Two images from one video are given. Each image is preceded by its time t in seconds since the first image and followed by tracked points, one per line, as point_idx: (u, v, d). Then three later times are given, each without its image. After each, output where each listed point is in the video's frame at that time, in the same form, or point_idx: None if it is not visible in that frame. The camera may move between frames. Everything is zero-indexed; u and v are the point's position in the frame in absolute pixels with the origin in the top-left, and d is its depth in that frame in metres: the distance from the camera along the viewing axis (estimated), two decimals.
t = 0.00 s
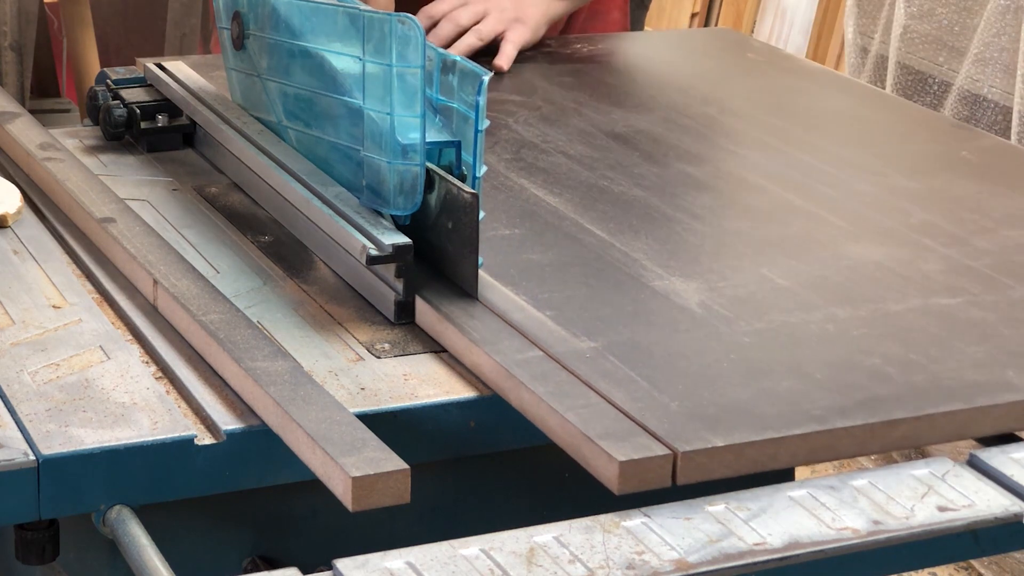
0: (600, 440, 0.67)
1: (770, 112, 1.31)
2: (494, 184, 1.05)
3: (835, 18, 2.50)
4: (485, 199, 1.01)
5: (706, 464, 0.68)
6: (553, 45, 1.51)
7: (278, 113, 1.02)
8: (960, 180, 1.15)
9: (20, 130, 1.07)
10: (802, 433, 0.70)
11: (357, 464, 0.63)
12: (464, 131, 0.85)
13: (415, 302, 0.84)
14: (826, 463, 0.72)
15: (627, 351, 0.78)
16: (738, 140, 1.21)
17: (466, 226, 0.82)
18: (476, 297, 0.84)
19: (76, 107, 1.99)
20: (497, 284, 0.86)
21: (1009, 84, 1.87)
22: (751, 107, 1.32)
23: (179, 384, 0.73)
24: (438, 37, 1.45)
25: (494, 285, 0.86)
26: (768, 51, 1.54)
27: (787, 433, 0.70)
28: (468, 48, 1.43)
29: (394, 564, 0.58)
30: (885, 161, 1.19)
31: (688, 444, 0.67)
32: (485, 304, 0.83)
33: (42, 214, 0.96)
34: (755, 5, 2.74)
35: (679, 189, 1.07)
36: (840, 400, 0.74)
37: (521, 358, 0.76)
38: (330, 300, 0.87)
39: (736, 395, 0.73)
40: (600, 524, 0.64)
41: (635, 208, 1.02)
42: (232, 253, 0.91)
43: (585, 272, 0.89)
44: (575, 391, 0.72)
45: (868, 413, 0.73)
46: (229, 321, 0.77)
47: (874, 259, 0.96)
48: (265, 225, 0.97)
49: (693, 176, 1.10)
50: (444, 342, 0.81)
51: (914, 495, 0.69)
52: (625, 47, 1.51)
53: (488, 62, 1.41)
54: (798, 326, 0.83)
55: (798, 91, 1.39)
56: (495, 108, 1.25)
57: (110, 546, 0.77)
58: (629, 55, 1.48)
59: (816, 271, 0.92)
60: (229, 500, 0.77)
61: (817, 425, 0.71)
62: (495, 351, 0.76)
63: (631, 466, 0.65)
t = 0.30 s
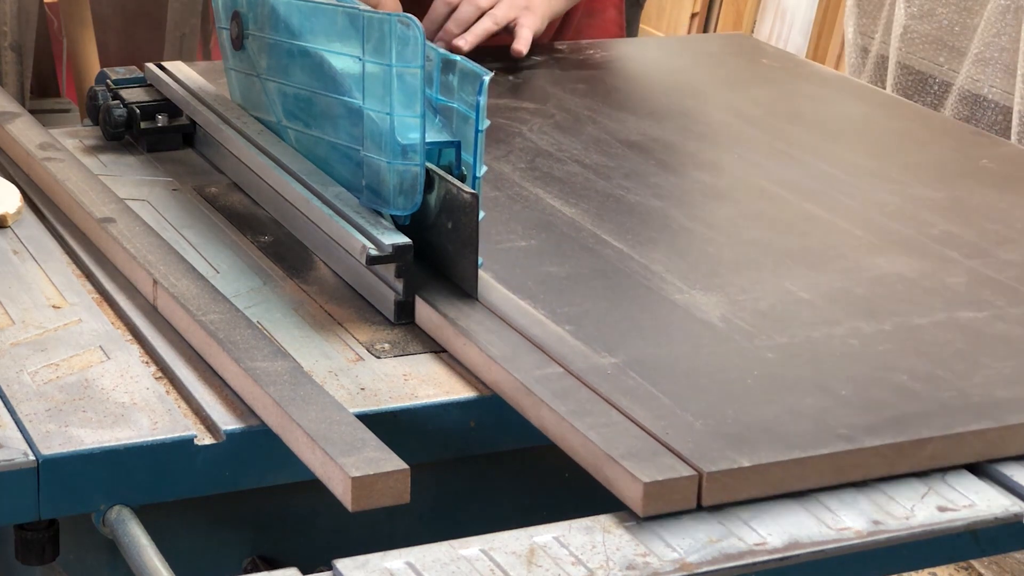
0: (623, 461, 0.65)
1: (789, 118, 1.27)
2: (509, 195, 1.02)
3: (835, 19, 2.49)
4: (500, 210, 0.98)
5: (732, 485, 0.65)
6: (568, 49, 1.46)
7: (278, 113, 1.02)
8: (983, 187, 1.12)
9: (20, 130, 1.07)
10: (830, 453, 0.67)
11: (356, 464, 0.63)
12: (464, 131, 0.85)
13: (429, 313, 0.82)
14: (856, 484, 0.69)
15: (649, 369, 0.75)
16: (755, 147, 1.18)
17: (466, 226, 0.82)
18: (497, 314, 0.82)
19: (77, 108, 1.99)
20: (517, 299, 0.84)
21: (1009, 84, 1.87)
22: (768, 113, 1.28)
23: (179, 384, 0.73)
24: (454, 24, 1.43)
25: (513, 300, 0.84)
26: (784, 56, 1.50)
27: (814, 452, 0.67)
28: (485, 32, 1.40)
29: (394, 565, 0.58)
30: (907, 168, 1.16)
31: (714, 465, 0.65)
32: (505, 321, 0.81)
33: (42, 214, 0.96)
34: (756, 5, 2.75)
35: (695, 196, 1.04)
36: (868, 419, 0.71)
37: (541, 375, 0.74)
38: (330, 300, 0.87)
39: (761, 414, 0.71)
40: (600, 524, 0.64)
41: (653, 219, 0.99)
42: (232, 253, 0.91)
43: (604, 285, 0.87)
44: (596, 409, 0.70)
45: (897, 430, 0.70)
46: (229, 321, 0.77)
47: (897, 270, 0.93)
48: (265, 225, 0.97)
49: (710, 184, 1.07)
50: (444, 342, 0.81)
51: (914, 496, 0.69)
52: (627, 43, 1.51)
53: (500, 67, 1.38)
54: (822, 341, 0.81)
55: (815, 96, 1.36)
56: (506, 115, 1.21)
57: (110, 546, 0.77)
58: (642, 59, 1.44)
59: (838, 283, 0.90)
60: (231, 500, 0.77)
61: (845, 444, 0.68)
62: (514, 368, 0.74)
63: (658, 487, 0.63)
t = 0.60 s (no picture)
0: (644, 479, 0.63)
1: (805, 128, 1.26)
2: (522, 204, 1.00)
3: (835, 18, 2.48)
4: (505, 215, 0.98)
5: (756, 503, 0.64)
6: (577, 55, 1.45)
7: (278, 113, 1.02)
8: (1000, 197, 1.11)
9: (20, 130, 1.07)
10: (855, 470, 0.66)
11: (356, 464, 0.63)
12: (464, 131, 0.85)
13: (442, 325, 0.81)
14: (879, 501, 0.67)
15: (668, 385, 0.74)
16: (769, 156, 1.16)
17: (466, 226, 0.83)
18: (513, 326, 0.80)
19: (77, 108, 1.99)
20: (535, 312, 0.82)
21: (1009, 85, 1.87)
22: (783, 122, 1.27)
23: (179, 384, 0.73)
24: (466, 20, 1.41)
25: (530, 313, 0.82)
26: (791, 63, 1.49)
27: (839, 470, 0.65)
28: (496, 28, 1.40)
29: (394, 565, 0.58)
30: (915, 173, 1.15)
31: (737, 483, 0.63)
32: (522, 333, 0.79)
33: (42, 214, 0.96)
34: (757, 6, 2.75)
35: (708, 205, 1.03)
36: (892, 435, 0.70)
37: (559, 389, 0.72)
38: (330, 300, 0.87)
39: (783, 429, 0.69)
40: (600, 524, 0.64)
41: (665, 227, 0.98)
42: (232, 253, 0.91)
43: (619, 297, 0.85)
44: (615, 424, 0.69)
45: (921, 446, 0.69)
46: (229, 321, 0.77)
47: (917, 282, 0.91)
48: (265, 226, 0.97)
49: (727, 194, 1.06)
50: (444, 342, 0.81)
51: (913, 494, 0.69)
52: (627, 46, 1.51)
53: (510, 73, 1.36)
54: (843, 355, 0.79)
55: (830, 105, 1.34)
56: (518, 121, 1.20)
57: (110, 546, 0.77)
58: (654, 67, 1.41)
59: (858, 295, 0.88)
60: (231, 500, 0.77)
61: (870, 460, 0.67)
62: (531, 382, 0.73)
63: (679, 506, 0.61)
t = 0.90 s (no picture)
0: (662, 493, 0.62)
1: (816, 134, 1.25)
2: (533, 211, 1.00)
3: (834, 18, 2.47)
4: (504, 217, 0.98)
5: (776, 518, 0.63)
6: (585, 58, 1.45)
7: (278, 113, 1.02)
8: (999, 200, 1.11)
9: (20, 130, 1.07)
10: (876, 484, 0.65)
11: (356, 464, 0.63)
12: (464, 131, 0.85)
13: (448, 331, 0.81)
14: (899, 514, 0.67)
15: (684, 396, 0.73)
16: (781, 162, 1.16)
17: (466, 226, 0.83)
18: (525, 335, 0.79)
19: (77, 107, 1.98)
20: (547, 321, 0.81)
21: (1009, 85, 1.87)
22: (794, 127, 1.26)
23: (179, 384, 0.73)
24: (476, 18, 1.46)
25: (542, 322, 0.81)
26: (795, 66, 1.49)
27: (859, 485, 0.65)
28: (505, 27, 1.43)
29: (394, 565, 0.58)
30: (914, 176, 1.15)
31: (756, 498, 0.62)
32: (535, 343, 0.78)
33: (42, 214, 0.96)
34: (758, 5, 2.75)
35: (719, 211, 1.03)
36: (912, 448, 0.69)
37: (574, 402, 0.71)
38: (330, 300, 0.87)
39: (801, 442, 0.69)
40: (600, 524, 0.64)
41: (665, 228, 0.98)
42: (232, 253, 0.91)
43: (629, 304, 0.84)
44: (619, 429, 0.69)
45: (942, 460, 0.68)
46: (228, 321, 0.77)
47: (933, 291, 0.91)
48: (265, 225, 0.97)
49: (740, 202, 1.05)
50: (444, 342, 0.81)
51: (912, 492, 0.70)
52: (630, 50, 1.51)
53: (520, 77, 1.35)
54: (860, 365, 0.78)
55: (842, 111, 1.33)
56: (529, 128, 1.20)
57: (110, 545, 0.77)
58: (658, 71, 1.41)
59: (874, 304, 0.88)
60: (230, 501, 0.77)
61: (891, 475, 0.66)
62: (546, 394, 0.72)
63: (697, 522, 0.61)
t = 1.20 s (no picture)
0: (674, 503, 0.62)
1: (825, 138, 1.24)
2: (541, 216, 0.99)
3: (834, 18, 2.47)
4: (504, 219, 0.98)
5: (789, 530, 0.62)
6: (591, 62, 1.45)
7: (278, 113, 1.02)
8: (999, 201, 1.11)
9: (20, 130, 1.07)
10: (891, 493, 0.64)
11: (355, 464, 0.63)
12: (464, 131, 0.85)
13: (451, 334, 0.80)
14: (915, 524, 0.66)
15: (695, 404, 0.72)
16: (790, 166, 1.15)
17: (466, 226, 0.83)
18: (533, 342, 0.79)
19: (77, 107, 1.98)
20: (555, 327, 0.81)
21: (1009, 85, 1.87)
22: (802, 132, 1.25)
23: (179, 384, 0.73)
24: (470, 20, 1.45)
25: (545, 325, 0.81)
26: (798, 68, 1.49)
27: (874, 494, 0.64)
28: (499, 28, 1.43)
29: (394, 565, 0.58)
30: (914, 177, 1.15)
31: (769, 508, 0.62)
32: (543, 349, 0.78)
33: (42, 214, 0.96)
34: (758, 5, 2.75)
35: (727, 215, 1.02)
36: (927, 456, 0.68)
37: (584, 410, 0.70)
38: (330, 300, 0.87)
39: (816, 450, 0.68)
40: (600, 524, 0.64)
41: (665, 229, 0.98)
42: (232, 253, 0.91)
43: (628, 304, 0.85)
44: (618, 429, 0.69)
45: (959, 469, 0.67)
46: (228, 321, 0.77)
47: (937, 294, 0.91)
48: (265, 226, 0.97)
49: (749, 207, 1.05)
50: (444, 342, 0.81)
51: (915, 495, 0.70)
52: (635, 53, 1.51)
53: (526, 81, 1.35)
54: (873, 372, 0.78)
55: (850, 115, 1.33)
56: (536, 132, 1.19)
57: (110, 546, 0.77)
58: (658, 73, 1.42)
59: (886, 311, 0.87)
60: (230, 501, 0.77)
61: (906, 484, 0.65)
62: (557, 402, 0.71)
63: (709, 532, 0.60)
